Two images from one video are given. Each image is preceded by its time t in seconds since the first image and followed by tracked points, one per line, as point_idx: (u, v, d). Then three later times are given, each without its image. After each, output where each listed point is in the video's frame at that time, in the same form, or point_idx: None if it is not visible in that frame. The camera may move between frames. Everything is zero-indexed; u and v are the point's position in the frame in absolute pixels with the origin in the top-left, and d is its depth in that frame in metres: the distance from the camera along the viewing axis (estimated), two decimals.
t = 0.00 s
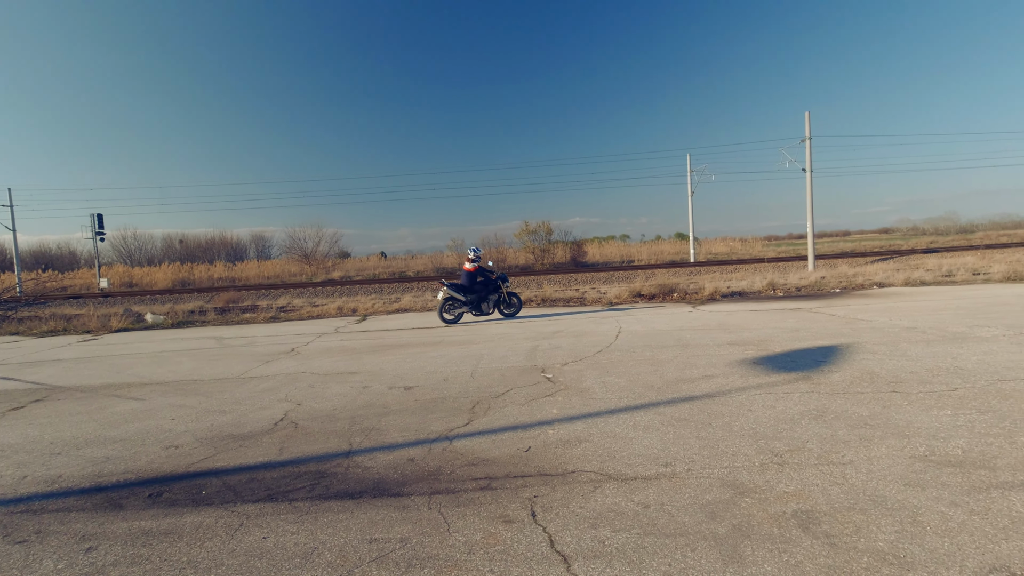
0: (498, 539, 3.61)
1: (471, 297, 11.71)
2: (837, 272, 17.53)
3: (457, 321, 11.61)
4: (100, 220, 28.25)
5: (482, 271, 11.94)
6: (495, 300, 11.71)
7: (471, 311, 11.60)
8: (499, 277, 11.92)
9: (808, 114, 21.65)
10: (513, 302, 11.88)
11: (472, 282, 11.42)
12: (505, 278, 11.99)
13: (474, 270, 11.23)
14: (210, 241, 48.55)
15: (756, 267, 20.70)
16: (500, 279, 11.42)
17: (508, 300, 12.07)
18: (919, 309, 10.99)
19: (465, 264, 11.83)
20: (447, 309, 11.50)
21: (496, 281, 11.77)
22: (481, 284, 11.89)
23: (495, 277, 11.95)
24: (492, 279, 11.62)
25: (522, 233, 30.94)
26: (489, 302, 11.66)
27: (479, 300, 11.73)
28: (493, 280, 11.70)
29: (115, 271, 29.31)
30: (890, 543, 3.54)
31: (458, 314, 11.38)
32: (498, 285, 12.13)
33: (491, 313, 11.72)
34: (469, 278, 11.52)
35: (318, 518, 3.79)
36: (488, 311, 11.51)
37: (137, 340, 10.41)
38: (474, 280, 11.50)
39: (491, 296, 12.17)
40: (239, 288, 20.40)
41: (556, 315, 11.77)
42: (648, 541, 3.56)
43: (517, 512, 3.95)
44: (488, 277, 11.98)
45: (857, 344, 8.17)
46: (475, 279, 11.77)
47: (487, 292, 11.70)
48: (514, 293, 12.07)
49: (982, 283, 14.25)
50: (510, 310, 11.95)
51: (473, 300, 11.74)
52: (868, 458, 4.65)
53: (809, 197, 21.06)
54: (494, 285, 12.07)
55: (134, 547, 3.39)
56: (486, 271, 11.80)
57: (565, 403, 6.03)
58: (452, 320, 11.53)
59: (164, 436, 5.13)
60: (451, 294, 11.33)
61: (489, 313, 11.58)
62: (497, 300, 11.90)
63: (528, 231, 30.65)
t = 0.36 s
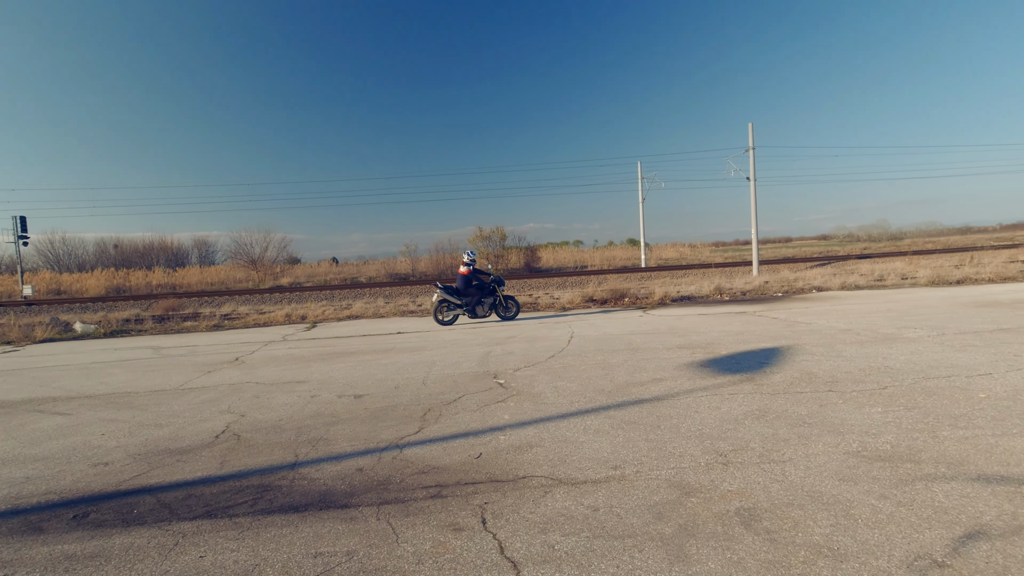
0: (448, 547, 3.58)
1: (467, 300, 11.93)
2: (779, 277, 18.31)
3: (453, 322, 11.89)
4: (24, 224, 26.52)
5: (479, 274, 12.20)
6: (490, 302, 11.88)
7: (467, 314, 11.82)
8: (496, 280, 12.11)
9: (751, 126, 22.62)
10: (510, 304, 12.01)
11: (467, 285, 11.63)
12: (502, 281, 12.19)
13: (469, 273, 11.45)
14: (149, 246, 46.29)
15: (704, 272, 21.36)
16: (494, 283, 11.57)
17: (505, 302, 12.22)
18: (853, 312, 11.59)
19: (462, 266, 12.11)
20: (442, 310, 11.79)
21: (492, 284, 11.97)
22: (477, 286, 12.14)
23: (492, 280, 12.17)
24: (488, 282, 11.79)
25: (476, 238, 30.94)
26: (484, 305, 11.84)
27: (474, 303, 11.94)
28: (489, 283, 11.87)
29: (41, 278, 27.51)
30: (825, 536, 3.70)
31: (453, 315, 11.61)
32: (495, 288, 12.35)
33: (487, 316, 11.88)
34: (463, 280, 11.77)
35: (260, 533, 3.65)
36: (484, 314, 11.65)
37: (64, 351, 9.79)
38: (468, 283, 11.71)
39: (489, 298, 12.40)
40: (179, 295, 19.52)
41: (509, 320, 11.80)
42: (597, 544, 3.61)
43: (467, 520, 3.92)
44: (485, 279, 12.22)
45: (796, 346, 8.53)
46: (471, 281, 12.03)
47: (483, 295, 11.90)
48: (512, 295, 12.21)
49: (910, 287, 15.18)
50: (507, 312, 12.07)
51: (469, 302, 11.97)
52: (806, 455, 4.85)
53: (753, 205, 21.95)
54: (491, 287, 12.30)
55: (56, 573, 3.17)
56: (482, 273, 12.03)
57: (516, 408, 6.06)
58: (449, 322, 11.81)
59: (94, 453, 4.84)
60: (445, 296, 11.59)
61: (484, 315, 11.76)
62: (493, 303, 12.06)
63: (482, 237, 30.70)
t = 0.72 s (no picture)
0: (397, 555, 3.53)
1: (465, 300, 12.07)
2: (728, 281, 18.94)
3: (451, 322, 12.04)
4: None
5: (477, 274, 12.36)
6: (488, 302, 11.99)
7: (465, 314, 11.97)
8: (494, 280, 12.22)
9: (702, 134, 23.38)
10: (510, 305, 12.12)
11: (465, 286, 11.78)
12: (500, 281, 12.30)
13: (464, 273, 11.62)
14: (84, 248, 43.83)
15: (657, 276, 21.86)
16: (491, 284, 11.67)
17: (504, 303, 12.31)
18: (796, 314, 12.09)
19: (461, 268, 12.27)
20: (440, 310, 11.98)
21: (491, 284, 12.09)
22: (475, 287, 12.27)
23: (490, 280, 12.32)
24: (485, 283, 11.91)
25: (433, 242, 30.75)
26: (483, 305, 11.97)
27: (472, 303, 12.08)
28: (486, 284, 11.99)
29: None
30: (768, 531, 3.82)
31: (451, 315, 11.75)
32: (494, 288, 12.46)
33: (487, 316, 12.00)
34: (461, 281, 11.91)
35: (199, 548, 3.50)
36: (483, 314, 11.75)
37: None
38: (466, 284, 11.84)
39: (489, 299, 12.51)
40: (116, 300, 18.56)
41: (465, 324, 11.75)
42: (548, 547, 3.62)
43: (418, 526, 3.88)
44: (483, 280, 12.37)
45: (743, 347, 8.83)
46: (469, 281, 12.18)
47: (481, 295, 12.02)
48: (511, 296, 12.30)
49: (848, 290, 15.99)
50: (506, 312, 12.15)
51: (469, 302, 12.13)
52: (750, 452, 5.01)
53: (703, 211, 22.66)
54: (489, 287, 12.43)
55: None
56: (479, 274, 12.16)
57: (470, 413, 6.04)
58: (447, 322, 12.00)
59: (16, 469, 4.53)
60: (442, 297, 11.77)
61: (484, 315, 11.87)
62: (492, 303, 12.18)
63: (438, 240, 30.51)
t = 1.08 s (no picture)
0: (347, 558, 3.48)
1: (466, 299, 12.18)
2: (682, 283, 19.44)
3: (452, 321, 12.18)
4: None
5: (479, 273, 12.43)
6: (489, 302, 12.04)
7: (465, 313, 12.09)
8: (494, 280, 12.22)
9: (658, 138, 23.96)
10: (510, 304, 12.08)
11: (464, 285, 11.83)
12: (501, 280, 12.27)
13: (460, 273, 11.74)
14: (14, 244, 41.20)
15: (614, 277, 22.21)
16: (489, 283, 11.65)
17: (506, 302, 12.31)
18: (746, 315, 12.52)
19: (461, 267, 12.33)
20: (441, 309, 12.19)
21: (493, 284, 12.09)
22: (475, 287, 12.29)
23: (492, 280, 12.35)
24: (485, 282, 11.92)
25: (390, 242, 30.36)
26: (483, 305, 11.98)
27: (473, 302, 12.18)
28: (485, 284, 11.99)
29: None
30: (714, 525, 3.95)
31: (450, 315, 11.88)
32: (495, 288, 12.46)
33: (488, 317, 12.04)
34: (460, 280, 11.97)
35: (137, 558, 3.36)
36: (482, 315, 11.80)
37: None
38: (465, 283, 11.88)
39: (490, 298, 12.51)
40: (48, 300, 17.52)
41: (422, 325, 11.66)
42: (500, 546, 3.64)
43: (369, 529, 3.83)
44: (484, 279, 12.41)
45: (694, 348, 9.08)
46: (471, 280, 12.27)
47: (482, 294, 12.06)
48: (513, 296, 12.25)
49: (794, 292, 16.66)
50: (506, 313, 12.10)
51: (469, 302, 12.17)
52: (699, 449, 5.16)
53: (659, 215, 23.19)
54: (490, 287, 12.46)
55: None
56: (480, 273, 12.18)
57: (425, 414, 6.01)
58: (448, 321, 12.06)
59: None
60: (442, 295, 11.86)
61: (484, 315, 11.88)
62: (493, 302, 12.20)
63: (396, 240, 30.14)
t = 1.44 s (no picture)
0: (293, 561, 3.42)
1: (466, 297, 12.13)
2: (638, 283, 19.84)
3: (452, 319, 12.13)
4: None
5: (480, 272, 12.34)
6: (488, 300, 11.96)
7: (465, 311, 12.05)
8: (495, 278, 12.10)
9: (616, 141, 24.43)
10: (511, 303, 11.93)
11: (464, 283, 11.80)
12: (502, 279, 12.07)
13: (458, 271, 11.73)
14: None
15: (572, 277, 22.45)
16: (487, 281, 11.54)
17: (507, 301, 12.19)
18: (698, 315, 12.88)
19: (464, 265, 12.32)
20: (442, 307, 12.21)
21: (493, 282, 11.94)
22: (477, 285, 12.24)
23: (493, 278, 12.21)
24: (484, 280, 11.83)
25: (347, 240, 29.83)
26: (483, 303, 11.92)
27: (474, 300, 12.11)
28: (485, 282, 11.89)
29: None
30: (661, 519, 4.05)
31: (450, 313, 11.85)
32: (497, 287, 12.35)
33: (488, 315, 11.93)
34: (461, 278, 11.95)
35: (66, 567, 3.20)
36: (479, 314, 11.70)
37: None
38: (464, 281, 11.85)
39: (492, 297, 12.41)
40: None
41: (378, 324, 11.52)
42: (451, 545, 3.64)
43: (317, 531, 3.76)
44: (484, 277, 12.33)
45: (648, 347, 9.28)
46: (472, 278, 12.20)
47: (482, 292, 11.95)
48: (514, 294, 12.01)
49: (745, 293, 17.24)
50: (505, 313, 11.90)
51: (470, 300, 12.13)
52: (649, 446, 5.28)
53: (616, 217, 23.60)
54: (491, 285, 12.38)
55: None
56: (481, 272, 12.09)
57: (379, 414, 5.94)
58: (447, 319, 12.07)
59: None
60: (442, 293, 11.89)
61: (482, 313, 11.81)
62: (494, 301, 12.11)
63: (353, 238, 29.60)
